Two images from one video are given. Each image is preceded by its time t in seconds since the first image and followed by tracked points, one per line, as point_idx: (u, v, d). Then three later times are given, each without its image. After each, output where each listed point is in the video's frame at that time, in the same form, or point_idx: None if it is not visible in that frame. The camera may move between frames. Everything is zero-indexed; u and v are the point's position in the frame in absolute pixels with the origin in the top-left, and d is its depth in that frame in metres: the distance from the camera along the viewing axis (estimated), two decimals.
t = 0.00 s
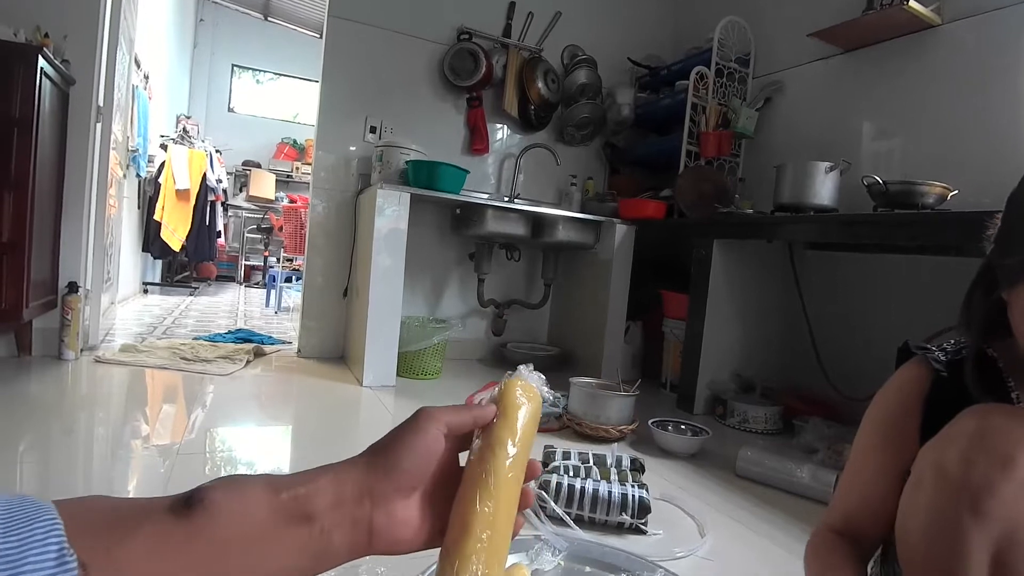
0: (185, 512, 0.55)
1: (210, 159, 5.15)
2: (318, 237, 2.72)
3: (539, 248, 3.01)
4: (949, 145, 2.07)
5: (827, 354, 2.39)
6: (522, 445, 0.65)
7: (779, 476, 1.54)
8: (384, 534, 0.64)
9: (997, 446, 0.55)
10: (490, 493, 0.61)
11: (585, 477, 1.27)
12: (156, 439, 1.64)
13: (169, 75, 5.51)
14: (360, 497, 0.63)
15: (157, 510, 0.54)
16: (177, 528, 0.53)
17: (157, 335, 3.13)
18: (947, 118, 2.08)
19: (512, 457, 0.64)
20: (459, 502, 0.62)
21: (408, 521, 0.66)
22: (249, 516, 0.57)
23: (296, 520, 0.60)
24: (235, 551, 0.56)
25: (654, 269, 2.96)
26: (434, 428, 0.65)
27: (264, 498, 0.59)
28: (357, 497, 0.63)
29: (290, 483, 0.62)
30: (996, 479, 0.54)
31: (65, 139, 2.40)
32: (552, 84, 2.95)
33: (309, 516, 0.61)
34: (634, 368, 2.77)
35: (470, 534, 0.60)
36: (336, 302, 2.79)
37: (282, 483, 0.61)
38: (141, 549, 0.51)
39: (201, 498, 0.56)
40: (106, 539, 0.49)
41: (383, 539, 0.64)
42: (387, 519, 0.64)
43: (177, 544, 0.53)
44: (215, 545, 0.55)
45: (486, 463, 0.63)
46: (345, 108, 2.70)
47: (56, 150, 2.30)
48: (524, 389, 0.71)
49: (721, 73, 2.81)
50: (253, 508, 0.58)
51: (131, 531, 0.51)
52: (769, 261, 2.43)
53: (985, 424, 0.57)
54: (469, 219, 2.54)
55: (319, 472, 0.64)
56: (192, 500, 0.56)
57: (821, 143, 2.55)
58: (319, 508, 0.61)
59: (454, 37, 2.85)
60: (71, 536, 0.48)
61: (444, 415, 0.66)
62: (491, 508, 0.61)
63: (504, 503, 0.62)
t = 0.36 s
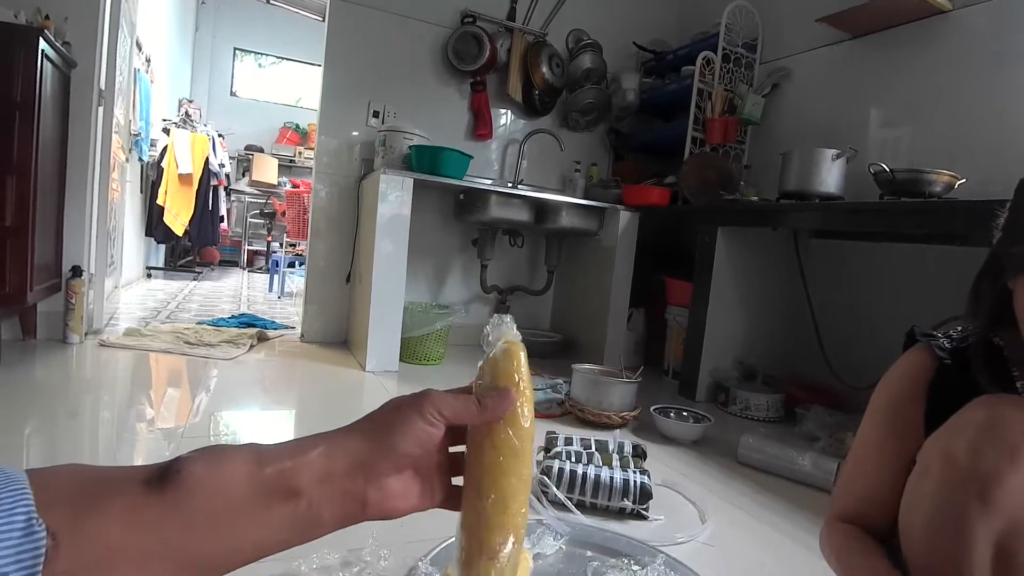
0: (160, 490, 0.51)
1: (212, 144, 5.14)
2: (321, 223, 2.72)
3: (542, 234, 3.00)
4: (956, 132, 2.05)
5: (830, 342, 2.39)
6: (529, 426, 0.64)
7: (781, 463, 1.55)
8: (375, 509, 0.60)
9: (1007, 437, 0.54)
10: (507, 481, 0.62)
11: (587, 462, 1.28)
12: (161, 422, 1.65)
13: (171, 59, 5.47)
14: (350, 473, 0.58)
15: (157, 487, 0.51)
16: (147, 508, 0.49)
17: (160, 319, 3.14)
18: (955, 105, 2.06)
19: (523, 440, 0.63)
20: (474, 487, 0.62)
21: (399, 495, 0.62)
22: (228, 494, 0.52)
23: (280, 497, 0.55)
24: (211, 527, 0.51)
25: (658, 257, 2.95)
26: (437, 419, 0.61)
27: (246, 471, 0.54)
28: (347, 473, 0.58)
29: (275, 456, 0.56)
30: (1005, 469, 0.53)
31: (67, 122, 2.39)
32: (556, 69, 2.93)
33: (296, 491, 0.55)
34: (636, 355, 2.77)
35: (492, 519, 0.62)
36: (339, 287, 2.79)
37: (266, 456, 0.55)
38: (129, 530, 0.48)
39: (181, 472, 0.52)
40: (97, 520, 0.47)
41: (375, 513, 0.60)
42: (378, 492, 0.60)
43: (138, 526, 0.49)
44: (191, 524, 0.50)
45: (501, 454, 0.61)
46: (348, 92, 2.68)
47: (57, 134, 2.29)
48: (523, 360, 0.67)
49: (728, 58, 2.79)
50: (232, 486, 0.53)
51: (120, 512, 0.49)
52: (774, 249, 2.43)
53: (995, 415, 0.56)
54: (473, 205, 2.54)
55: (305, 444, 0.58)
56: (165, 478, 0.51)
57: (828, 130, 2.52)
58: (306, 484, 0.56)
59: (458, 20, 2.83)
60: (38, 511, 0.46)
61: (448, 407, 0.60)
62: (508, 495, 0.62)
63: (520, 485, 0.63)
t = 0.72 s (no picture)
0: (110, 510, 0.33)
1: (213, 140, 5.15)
2: (321, 219, 2.72)
3: (543, 230, 3.00)
4: (958, 130, 2.04)
5: (830, 340, 2.39)
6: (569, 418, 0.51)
7: (780, 460, 1.55)
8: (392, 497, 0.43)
9: (990, 435, 0.48)
10: (534, 480, 0.49)
11: (586, 458, 1.28)
12: (162, 418, 1.66)
13: (172, 55, 5.47)
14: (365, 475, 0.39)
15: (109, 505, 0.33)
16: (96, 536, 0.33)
17: (162, 315, 3.15)
18: (957, 102, 2.05)
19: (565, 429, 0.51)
20: (495, 478, 0.50)
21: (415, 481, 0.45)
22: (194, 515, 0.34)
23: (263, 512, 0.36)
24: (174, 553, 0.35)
25: (658, 254, 2.96)
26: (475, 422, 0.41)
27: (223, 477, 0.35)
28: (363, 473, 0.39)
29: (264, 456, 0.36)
30: (990, 472, 0.47)
31: (68, 118, 2.39)
32: (557, 65, 2.93)
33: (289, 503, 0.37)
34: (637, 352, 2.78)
35: (511, 519, 0.49)
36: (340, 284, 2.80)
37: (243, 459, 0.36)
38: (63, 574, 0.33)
39: (134, 489, 0.33)
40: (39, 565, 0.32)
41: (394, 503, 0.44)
42: (398, 485, 0.43)
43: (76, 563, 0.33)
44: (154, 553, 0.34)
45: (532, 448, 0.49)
46: (348, 88, 2.68)
47: (59, 130, 2.29)
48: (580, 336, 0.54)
49: (729, 55, 2.79)
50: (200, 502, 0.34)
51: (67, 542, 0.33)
52: (773, 247, 2.42)
53: (981, 413, 0.50)
54: (473, 202, 2.53)
55: (307, 438, 0.37)
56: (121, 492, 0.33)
57: (829, 126, 2.51)
58: (299, 498, 0.37)
59: (458, 16, 2.82)
60: None
61: (492, 408, 0.41)
62: (535, 494, 0.50)
63: (547, 485, 0.50)
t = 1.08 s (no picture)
0: (95, 497, 0.35)
1: (213, 139, 5.15)
2: (320, 218, 2.73)
3: (542, 230, 3.01)
4: (957, 132, 2.05)
5: (829, 340, 2.39)
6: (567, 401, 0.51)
7: (779, 460, 1.55)
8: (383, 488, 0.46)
9: (998, 444, 0.52)
10: (537, 465, 0.49)
11: (585, 458, 1.29)
12: (161, 417, 1.66)
13: (172, 54, 5.48)
14: (351, 461, 0.42)
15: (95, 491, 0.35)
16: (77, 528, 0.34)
17: (161, 314, 3.15)
18: (956, 104, 2.06)
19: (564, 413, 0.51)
20: (497, 469, 0.50)
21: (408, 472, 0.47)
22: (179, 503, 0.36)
23: (251, 497, 0.39)
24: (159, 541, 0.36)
25: (657, 253, 2.95)
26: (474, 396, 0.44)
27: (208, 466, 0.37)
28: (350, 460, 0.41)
29: (248, 444, 0.38)
30: (996, 478, 0.51)
31: (68, 117, 2.39)
32: (557, 65, 2.93)
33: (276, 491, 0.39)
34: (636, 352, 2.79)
35: (518, 508, 0.49)
36: (339, 283, 2.80)
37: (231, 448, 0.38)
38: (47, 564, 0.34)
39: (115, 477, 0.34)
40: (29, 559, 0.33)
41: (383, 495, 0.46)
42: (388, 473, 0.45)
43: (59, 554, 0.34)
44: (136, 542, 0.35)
45: (533, 433, 0.49)
46: (348, 88, 2.68)
47: (59, 129, 2.30)
48: (567, 317, 0.54)
49: (729, 55, 2.79)
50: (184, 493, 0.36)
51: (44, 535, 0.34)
52: (772, 247, 2.43)
53: (988, 423, 0.54)
54: (473, 201, 2.54)
55: (293, 427, 0.39)
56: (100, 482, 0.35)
57: (829, 127, 2.52)
58: (289, 482, 0.39)
59: (458, 16, 2.82)
60: None
61: (490, 381, 0.44)
62: (540, 480, 0.50)
63: (552, 469, 0.50)
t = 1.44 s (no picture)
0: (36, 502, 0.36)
1: (212, 133, 5.13)
2: (320, 213, 2.72)
3: (543, 225, 3.00)
4: (958, 127, 2.05)
5: (829, 336, 2.39)
6: (565, 403, 0.48)
7: (779, 455, 1.55)
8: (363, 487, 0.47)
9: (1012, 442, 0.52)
10: (528, 468, 0.46)
11: (585, 452, 1.28)
12: (161, 411, 1.66)
13: (171, 48, 5.46)
14: (324, 461, 0.42)
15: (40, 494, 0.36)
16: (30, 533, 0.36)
17: (161, 309, 3.15)
18: (957, 99, 2.05)
19: (563, 417, 0.48)
20: (487, 471, 0.47)
21: (391, 468, 0.48)
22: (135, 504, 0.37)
23: (205, 502, 0.40)
24: (122, 538, 0.38)
25: (656, 248, 2.95)
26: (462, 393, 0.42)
27: (158, 469, 0.38)
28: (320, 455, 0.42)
29: (200, 446, 0.39)
30: (1010, 475, 0.51)
31: (67, 111, 2.38)
32: (558, 60, 2.92)
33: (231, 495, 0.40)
34: (636, 347, 2.79)
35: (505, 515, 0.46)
36: (339, 278, 2.80)
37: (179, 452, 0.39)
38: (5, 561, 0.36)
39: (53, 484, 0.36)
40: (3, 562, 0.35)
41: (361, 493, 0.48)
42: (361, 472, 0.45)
43: (15, 554, 0.36)
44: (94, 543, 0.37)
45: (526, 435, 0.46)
46: (347, 82, 2.67)
47: (57, 123, 2.29)
48: (574, 311, 0.51)
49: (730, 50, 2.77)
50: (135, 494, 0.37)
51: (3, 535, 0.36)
52: (772, 242, 2.42)
53: (1003, 420, 0.54)
54: (473, 196, 2.53)
55: (251, 426, 0.40)
56: (42, 486, 0.36)
57: (829, 123, 2.51)
58: (247, 486, 0.40)
59: (459, 10, 2.81)
60: None
61: (477, 378, 0.42)
62: (531, 484, 0.47)
63: (546, 474, 0.48)
